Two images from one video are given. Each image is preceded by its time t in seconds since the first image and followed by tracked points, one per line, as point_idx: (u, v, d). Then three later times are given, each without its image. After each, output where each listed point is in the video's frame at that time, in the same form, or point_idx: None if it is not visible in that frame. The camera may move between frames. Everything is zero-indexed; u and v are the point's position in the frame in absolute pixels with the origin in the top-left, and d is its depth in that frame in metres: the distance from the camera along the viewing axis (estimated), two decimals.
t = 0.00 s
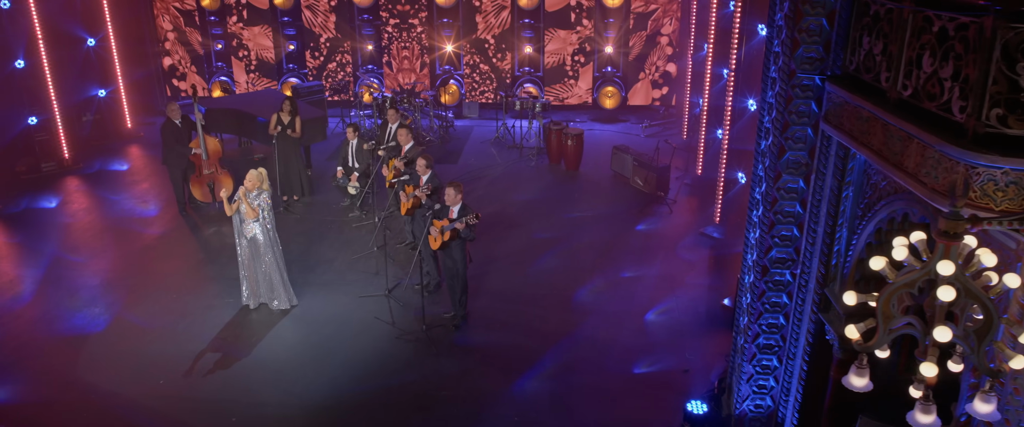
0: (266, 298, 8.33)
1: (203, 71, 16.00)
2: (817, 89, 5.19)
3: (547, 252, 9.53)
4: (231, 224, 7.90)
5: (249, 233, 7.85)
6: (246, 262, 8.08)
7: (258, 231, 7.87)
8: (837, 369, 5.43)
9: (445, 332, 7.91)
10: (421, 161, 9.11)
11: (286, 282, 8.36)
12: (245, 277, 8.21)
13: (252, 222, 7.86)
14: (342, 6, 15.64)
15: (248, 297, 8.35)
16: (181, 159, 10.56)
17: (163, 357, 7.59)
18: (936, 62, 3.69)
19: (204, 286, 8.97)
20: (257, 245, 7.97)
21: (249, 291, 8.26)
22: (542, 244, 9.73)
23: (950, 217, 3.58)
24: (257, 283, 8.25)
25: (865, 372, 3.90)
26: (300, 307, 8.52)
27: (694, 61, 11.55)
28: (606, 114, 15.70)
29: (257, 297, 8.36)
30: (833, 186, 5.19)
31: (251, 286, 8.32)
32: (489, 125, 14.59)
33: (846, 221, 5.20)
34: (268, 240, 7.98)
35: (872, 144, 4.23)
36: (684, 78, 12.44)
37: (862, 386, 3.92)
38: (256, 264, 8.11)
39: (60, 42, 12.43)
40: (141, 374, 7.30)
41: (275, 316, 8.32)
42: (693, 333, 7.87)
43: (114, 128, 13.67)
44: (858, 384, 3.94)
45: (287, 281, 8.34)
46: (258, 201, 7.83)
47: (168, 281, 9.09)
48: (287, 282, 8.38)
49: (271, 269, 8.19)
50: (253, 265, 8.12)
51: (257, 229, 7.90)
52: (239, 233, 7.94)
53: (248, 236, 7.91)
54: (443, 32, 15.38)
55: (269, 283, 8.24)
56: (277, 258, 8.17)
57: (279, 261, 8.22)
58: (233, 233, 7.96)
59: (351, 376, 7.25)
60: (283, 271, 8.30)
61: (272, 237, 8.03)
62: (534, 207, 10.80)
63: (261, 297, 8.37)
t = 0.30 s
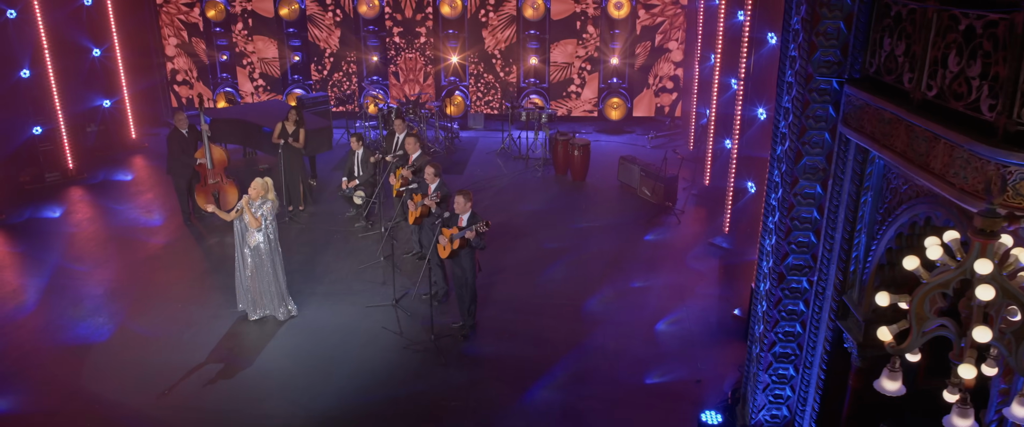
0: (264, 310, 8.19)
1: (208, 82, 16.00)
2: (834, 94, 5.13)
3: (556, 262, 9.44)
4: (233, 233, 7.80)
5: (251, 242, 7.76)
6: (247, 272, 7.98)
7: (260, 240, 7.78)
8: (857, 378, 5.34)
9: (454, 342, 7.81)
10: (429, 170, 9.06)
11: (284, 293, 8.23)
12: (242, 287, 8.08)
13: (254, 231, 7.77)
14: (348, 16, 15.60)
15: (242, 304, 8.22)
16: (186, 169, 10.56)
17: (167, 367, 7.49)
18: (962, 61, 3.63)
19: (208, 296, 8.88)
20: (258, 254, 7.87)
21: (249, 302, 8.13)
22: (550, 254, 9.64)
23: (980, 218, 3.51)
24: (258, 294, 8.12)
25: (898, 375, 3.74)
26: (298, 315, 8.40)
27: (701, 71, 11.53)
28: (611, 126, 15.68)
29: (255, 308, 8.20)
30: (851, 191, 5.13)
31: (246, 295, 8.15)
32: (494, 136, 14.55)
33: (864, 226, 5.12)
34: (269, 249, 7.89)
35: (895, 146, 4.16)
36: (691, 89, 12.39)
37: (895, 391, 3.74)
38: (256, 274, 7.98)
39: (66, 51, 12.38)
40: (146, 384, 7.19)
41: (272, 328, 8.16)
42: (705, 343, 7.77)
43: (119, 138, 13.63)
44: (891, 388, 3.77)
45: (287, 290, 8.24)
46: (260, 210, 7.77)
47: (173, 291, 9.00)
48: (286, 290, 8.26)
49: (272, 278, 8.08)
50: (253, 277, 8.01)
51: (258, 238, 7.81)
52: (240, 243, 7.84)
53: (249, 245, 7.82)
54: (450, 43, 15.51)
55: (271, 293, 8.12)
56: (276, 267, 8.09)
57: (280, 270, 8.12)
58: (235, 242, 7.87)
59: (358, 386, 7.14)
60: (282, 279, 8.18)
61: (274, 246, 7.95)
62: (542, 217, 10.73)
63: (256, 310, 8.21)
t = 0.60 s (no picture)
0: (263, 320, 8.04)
1: (211, 92, 16.01)
2: (851, 96, 5.09)
3: (562, 271, 9.36)
4: (236, 241, 7.71)
5: (255, 251, 7.67)
6: (249, 281, 7.88)
7: (263, 249, 7.68)
8: (875, 384, 5.25)
9: (461, 351, 7.71)
10: (436, 178, 9.00)
11: (283, 304, 8.08)
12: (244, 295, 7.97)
13: (257, 240, 7.68)
14: (351, 27, 15.59)
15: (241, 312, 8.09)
16: (189, 177, 10.46)
17: (171, 376, 7.38)
18: (989, 58, 3.57)
19: (211, 305, 8.78)
20: (260, 263, 7.76)
21: (251, 311, 8.02)
22: (557, 263, 9.57)
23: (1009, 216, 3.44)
24: (260, 305, 7.98)
25: (932, 375, 3.62)
26: (298, 327, 8.26)
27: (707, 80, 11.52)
28: (615, 136, 15.68)
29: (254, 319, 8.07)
30: (868, 194, 5.07)
31: (246, 304, 8.05)
32: (498, 147, 14.50)
33: (882, 230, 5.05)
34: (272, 257, 7.78)
35: (919, 146, 4.08)
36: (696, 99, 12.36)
37: (928, 392, 3.63)
38: (258, 283, 7.86)
39: (70, 60, 12.35)
40: (149, 394, 7.09)
41: (273, 338, 8.02)
42: (715, 352, 7.67)
43: (121, 149, 13.57)
44: (924, 389, 3.65)
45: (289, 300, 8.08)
46: (264, 218, 7.68)
47: (176, 300, 8.90)
48: (288, 300, 8.11)
49: (275, 287, 7.94)
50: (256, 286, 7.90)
51: (261, 246, 7.70)
52: (243, 252, 7.75)
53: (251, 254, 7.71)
54: (453, 54, 15.49)
55: (273, 302, 7.98)
56: (281, 277, 7.94)
57: (283, 279, 7.99)
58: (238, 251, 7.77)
59: (364, 395, 7.03)
60: (284, 288, 8.02)
61: (277, 254, 7.84)
62: (547, 227, 10.67)
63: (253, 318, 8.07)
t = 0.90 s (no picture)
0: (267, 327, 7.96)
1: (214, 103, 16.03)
2: (868, 97, 5.05)
3: (570, 279, 9.28)
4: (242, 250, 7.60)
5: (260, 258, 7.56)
6: (255, 289, 7.79)
7: (271, 256, 7.59)
8: (893, 390, 5.16)
9: (469, 359, 7.60)
10: (442, 186, 8.91)
11: (293, 311, 8.02)
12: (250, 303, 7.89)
13: (263, 248, 7.58)
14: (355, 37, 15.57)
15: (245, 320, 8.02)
16: (192, 185, 10.32)
17: (174, 384, 7.28)
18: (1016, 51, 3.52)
19: (215, 313, 8.68)
20: (266, 271, 7.66)
21: (257, 318, 7.95)
22: (564, 272, 9.48)
23: None
24: (264, 311, 7.91)
25: (966, 373, 3.73)
26: (304, 334, 8.17)
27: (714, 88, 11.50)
28: (619, 146, 15.69)
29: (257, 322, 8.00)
30: (886, 196, 5.00)
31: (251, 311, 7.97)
32: (502, 157, 14.46)
33: (901, 232, 4.99)
34: (279, 265, 7.68)
35: (943, 143, 4.03)
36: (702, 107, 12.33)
37: (962, 390, 3.74)
38: (266, 291, 7.79)
39: (74, 68, 12.29)
40: (152, 403, 6.98)
41: (277, 346, 7.90)
42: (726, 360, 7.57)
43: (124, 158, 13.51)
44: (958, 387, 3.76)
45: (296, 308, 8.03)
46: (271, 224, 7.54)
47: (179, 308, 8.80)
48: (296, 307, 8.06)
49: (281, 294, 7.87)
50: (262, 294, 7.82)
51: (269, 255, 7.61)
52: (249, 259, 7.64)
53: (258, 262, 7.62)
54: (457, 64, 15.56)
55: (280, 309, 7.90)
56: (289, 283, 7.88)
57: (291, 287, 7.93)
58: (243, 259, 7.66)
59: (371, 404, 6.92)
60: (289, 295, 7.92)
61: (285, 262, 7.75)
62: (553, 236, 10.60)
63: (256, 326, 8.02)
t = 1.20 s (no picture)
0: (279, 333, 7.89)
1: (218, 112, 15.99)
2: (888, 96, 4.99)
3: (579, 287, 9.19)
4: (256, 257, 7.59)
5: (276, 263, 7.55)
6: (269, 295, 7.74)
7: (286, 261, 7.56)
8: (914, 394, 5.07)
9: (480, 366, 7.50)
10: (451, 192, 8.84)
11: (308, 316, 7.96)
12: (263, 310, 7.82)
13: (277, 253, 7.57)
14: (361, 47, 15.58)
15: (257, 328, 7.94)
16: (197, 191, 10.24)
17: (181, 391, 7.17)
18: None
19: (221, 320, 8.59)
20: (281, 276, 7.63)
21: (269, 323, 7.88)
22: (573, 280, 9.40)
23: None
24: (275, 318, 7.84)
25: (1007, 371, 4.06)
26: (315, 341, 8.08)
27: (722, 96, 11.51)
28: (625, 156, 15.68)
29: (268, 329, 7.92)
30: (908, 197, 4.94)
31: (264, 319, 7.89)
32: (508, 167, 14.40)
33: (922, 233, 4.91)
34: (294, 270, 7.65)
35: (970, 139, 3.98)
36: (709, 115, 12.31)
37: (1005, 386, 4.06)
38: (280, 297, 7.76)
39: (79, 76, 12.26)
40: (158, 410, 6.88)
41: (285, 353, 7.80)
42: (739, 368, 7.47)
43: (128, 167, 13.46)
44: (1001, 384, 4.09)
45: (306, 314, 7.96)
46: (282, 228, 7.50)
47: (185, 316, 8.71)
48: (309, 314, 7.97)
49: (291, 300, 7.79)
50: (276, 299, 7.77)
51: (285, 261, 7.60)
52: (264, 265, 7.63)
53: (274, 267, 7.61)
54: (462, 74, 15.52)
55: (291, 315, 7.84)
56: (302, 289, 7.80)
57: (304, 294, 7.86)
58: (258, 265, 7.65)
59: (381, 411, 6.82)
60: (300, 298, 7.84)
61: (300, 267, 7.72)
62: (561, 244, 10.53)
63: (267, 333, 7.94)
